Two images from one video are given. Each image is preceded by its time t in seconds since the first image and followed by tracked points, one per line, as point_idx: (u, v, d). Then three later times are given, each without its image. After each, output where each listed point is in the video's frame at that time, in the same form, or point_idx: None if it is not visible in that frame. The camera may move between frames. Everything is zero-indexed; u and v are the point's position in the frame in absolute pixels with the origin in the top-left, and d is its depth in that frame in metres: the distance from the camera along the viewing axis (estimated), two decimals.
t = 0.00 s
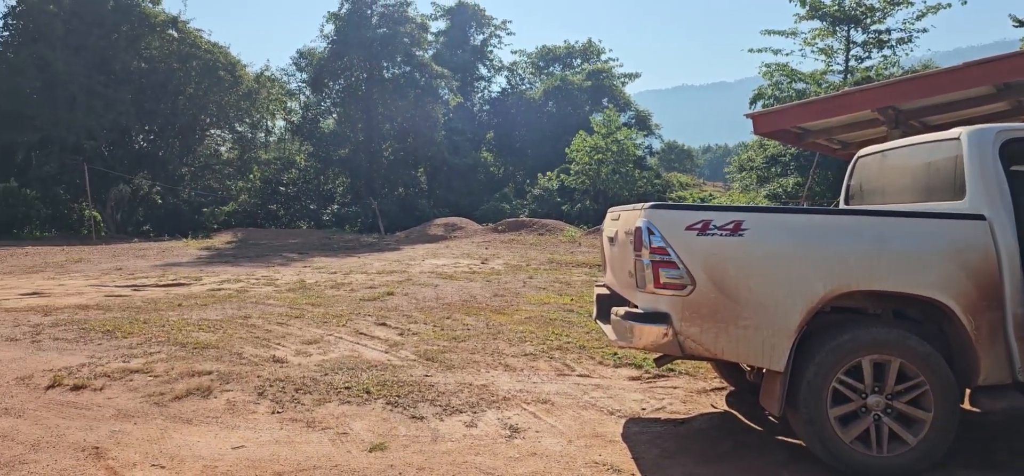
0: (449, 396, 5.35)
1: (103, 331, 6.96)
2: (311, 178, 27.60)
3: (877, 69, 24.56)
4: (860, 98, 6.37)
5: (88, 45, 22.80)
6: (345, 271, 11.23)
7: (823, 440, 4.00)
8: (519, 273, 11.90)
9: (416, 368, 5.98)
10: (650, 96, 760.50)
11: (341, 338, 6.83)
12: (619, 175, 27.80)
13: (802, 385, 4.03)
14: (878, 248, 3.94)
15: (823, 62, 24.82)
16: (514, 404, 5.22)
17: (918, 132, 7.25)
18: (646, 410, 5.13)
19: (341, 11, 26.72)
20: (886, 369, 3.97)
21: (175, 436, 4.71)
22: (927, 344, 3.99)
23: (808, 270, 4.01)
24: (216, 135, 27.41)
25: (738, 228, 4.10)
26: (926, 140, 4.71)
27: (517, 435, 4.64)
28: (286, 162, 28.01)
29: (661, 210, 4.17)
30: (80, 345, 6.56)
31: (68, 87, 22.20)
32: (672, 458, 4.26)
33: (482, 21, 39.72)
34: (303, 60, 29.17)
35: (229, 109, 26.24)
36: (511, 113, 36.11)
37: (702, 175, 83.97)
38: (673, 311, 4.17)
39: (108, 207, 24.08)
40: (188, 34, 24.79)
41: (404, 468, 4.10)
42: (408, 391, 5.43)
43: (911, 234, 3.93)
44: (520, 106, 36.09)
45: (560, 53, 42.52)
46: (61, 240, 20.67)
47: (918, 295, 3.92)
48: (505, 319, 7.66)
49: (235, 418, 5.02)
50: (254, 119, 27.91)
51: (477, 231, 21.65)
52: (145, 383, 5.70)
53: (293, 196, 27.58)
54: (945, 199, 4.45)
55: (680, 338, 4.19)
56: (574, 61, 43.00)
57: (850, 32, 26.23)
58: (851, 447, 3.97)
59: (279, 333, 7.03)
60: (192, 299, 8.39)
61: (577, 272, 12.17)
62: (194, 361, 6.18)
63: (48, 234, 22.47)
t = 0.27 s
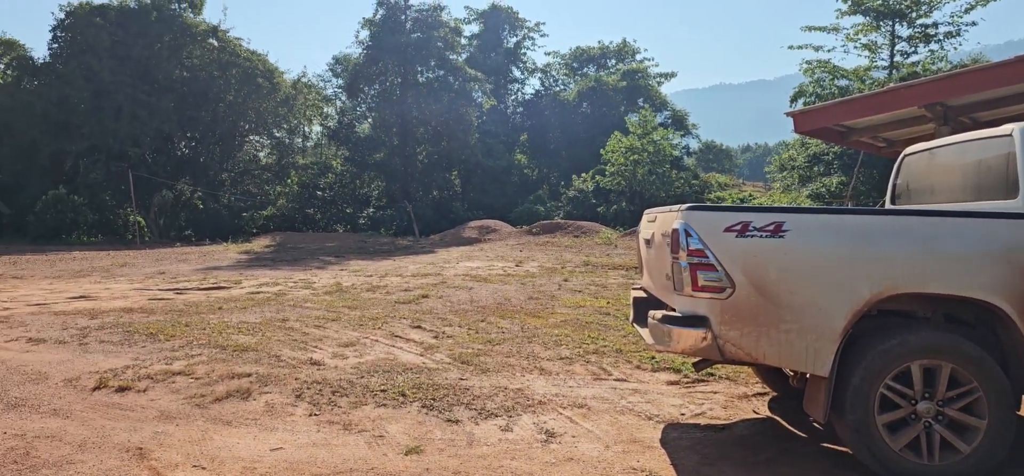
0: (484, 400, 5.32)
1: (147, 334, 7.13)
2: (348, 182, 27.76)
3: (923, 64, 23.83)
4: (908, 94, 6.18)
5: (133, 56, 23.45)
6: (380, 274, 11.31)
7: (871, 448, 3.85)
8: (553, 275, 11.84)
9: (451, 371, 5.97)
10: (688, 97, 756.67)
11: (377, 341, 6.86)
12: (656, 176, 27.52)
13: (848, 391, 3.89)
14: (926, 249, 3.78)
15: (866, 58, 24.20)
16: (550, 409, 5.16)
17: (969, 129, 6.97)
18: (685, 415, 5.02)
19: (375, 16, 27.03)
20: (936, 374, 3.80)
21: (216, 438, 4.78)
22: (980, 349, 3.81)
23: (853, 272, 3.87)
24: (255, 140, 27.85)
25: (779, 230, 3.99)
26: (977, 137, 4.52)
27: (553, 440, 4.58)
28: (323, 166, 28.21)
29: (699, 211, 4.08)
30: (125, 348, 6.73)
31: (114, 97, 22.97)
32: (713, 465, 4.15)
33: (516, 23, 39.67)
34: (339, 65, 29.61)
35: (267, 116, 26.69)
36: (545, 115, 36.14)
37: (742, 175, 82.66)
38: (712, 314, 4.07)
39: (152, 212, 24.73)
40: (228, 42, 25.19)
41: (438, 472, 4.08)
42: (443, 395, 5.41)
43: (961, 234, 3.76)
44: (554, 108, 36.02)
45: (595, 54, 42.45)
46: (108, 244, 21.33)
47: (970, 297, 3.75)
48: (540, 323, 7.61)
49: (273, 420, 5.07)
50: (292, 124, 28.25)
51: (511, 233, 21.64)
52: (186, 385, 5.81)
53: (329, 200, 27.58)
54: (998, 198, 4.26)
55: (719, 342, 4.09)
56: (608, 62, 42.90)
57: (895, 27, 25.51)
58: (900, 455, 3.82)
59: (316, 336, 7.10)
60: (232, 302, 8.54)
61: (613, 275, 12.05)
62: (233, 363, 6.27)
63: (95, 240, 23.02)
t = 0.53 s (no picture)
0: (515, 405, 5.28)
1: (183, 338, 7.24)
2: (379, 187, 27.93)
3: (967, 62, 23.19)
4: (952, 94, 5.98)
5: (170, 66, 24.00)
6: (411, 278, 11.36)
7: (915, 459, 3.72)
8: (585, 280, 11.76)
9: (483, 376, 5.94)
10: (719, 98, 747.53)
11: (408, 346, 6.87)
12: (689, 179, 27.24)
13: (891, 398, 3.79)
14: (974, 253, 3.59)
15: (907, 57, 23.64)
16: (582, 415, 5.10)
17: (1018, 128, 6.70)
18: (722, 423, 4.91)
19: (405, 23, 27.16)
20: (985, 384, 3.62)
21: (250, 441, 4.82)
22: None
23: (895, 277, 3.72)
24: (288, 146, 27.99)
25: (817, 234, 3.88)
26: None
27: (586, 447, 4.52)
28: (355, 172, 28.43)
29: (733, 215, 4.03)
30: (162, 351, 6.85)
31: (152, 106, 23.55)
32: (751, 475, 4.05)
33: (545, 27, 39.75)
34: (370, 73, 30.12)
35: (300, 122, 27.09)
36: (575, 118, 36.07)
37: (777, 177, 81.37)
38: (748, 320, 4.00)
39: (189, 217, 25.20)
40: (262, 51, 25.70)
41: None
42: (474, 400, 5.39)
43: (1013, 237, 3.54)
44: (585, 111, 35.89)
45: (625, 57, 42.39)
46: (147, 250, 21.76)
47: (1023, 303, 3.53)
48: (572, 328, 7.54)
49: (306, 424, 5.10)
50: (325, 131, 28.70)
51: (542, 238, 21.59)
52: (222, 388, 5.89)
53: (361, 206, 27.88)
54: None
55: (756, 348, 4.02)
56: (639, 64, 42.80)
57: (936, 24, 24.87)
58: (947, 468, 3.66)
59: (348, 340, 7.14)
60: (265, 306, 8.64)
61: (646, 280, 11.91)
62: (267, 367, 6.33)
63: (134, 245, 23.44)
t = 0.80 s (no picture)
0: (558, 415, 5.21)
1: (230, 345, 7.38)
2: (419, 196, 28.22)
3: None
4: (1008, 93, 5.69)
5: (217, 79, 24.66)
6: (452, 286, 11.39)
7: None
8: (628, 288, 11.63)
9: (525, 386, 5.89)
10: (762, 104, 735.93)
11: (449, 354, 6.87)
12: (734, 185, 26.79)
13: (952, 414, 3.58)
14: None
15: (962, 56, 22.86)
16: (626, 426, 5.01)
17: None
18: (772, 436, 4.76)
19: (444, 33, 27.34)
20: None
21: (295, 448, 4.86)
22: None
23: (956, 285, 3.56)
24: (330, 157, 28.35)
25: (871, 240, 3.73)
26: None
27: (631, 459, 4.42)
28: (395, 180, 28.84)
29: (782, 222, 3.90)
30: (210, 358, 6.99)
31: (199, 118, 24.17)
32: None
33: (583, 34, 39.69)
34: (410, 82, 30.49)
35: (341, 132, 27.58)
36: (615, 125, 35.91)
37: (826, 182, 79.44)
38: (799, 329, 3.86)
39: (235, 226, 25.80)
40: (304, 63, 26.49)
41: None
42: (517, 410, 5.33)
43: None
44: (626, 117, 35.55)
45: (665, 61, 42.01)
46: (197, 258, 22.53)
47: None
48: (615, 337, 7.44)
49: (350, 431, 5.13)
50: (365, 141, 28.58)
51: (582, 245, 21.49)
52: (267, 395, 5.96)
53: (401, 214, 27.93)
54: None
55: (808, 359, 3.86)
56: (680, 69, 42.16)
57: (993, 22, 24.00)
58: None
59: (390, 348, 7.17)
60: (309, 314, 8.75)
61: (690, 288, 11.71)
62: (312, 374, 6.40)
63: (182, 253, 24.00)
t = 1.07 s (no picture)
0: (609, 425, 5.12)
1: (283, 352, 7.51)
2: (466, 204, 28.45)
3: None
4: None
5: (268, 93, 25.30)
6: (500, 294, 11.38)
7: None
8: (680, 296, 11.41)
9: (576, 395, 5.80)
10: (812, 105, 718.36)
11: (498, 362, 6.84)
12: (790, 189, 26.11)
13: None
14: None
15: None
16: (681, 437, 4.88)
17: None
18: (835, 449, 4.57)
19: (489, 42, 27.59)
20: None
21: (347, 455, 4.90)
22: None
23: None
24: (377, 168, 28.68)
25: (939, 245, 3.54)
26: None
27: (686, 471, 4.30)
28: (442, 189, 29.06)
29: (842, 228, 3.78)
30: (264, 365, 7.13)
31: (252, 131, 24.99)
32: None
33: (629, 38, 39.39)
34: (455, 91, 30.89)
35: (388, 142, 27.97)
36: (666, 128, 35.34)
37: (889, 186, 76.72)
38: (862, 338, 3.71)
39: (286, 235, 26.12)
40: (353, 75, 26.89)
41: None
42: (567, 419, 5.27)
43: None
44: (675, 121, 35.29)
45: (716, 64, 41.37)
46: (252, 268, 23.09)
47: None
48: (667, 346, 7.30)
49: (400, 439, 5.14)
50: (412, 150, 29.02)
51: (632, 252, 21.25)
52: (319, 402, 6.04)
53: (448, 222, 28.26)
54: None
55: (872, 369, 3.72)
56: (731, 70, 41.29)
57: None
58: None
59: (439, 356, 7.18)
60: (359, 322, 8.85)
61: (745, 295, 11.41)
62: (362, 382, 6.45)
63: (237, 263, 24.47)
